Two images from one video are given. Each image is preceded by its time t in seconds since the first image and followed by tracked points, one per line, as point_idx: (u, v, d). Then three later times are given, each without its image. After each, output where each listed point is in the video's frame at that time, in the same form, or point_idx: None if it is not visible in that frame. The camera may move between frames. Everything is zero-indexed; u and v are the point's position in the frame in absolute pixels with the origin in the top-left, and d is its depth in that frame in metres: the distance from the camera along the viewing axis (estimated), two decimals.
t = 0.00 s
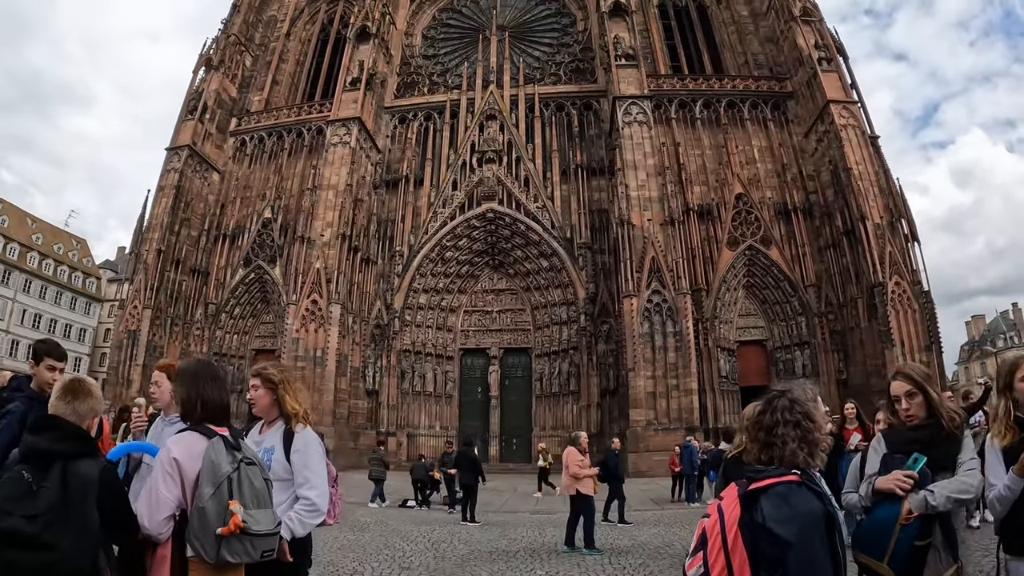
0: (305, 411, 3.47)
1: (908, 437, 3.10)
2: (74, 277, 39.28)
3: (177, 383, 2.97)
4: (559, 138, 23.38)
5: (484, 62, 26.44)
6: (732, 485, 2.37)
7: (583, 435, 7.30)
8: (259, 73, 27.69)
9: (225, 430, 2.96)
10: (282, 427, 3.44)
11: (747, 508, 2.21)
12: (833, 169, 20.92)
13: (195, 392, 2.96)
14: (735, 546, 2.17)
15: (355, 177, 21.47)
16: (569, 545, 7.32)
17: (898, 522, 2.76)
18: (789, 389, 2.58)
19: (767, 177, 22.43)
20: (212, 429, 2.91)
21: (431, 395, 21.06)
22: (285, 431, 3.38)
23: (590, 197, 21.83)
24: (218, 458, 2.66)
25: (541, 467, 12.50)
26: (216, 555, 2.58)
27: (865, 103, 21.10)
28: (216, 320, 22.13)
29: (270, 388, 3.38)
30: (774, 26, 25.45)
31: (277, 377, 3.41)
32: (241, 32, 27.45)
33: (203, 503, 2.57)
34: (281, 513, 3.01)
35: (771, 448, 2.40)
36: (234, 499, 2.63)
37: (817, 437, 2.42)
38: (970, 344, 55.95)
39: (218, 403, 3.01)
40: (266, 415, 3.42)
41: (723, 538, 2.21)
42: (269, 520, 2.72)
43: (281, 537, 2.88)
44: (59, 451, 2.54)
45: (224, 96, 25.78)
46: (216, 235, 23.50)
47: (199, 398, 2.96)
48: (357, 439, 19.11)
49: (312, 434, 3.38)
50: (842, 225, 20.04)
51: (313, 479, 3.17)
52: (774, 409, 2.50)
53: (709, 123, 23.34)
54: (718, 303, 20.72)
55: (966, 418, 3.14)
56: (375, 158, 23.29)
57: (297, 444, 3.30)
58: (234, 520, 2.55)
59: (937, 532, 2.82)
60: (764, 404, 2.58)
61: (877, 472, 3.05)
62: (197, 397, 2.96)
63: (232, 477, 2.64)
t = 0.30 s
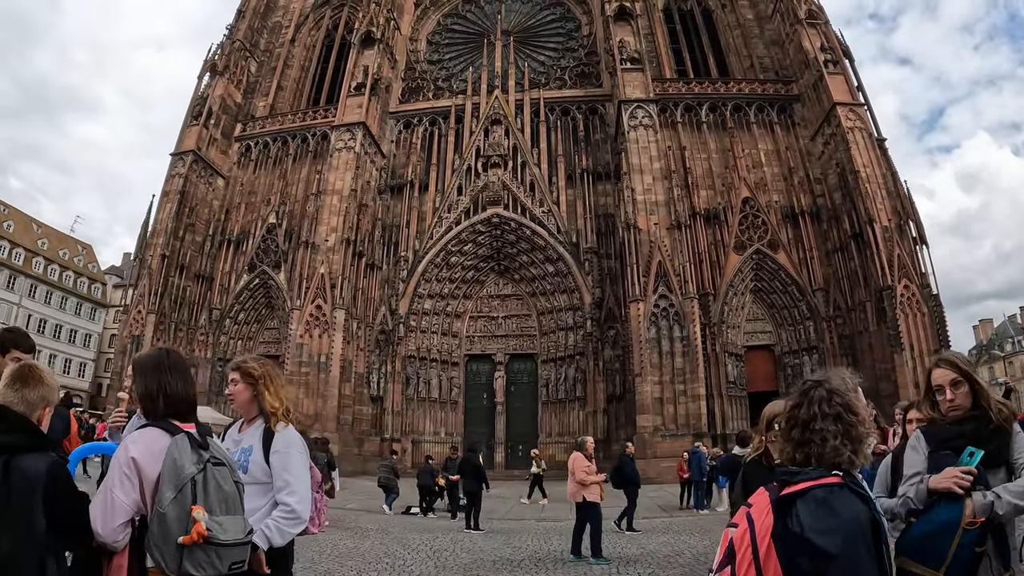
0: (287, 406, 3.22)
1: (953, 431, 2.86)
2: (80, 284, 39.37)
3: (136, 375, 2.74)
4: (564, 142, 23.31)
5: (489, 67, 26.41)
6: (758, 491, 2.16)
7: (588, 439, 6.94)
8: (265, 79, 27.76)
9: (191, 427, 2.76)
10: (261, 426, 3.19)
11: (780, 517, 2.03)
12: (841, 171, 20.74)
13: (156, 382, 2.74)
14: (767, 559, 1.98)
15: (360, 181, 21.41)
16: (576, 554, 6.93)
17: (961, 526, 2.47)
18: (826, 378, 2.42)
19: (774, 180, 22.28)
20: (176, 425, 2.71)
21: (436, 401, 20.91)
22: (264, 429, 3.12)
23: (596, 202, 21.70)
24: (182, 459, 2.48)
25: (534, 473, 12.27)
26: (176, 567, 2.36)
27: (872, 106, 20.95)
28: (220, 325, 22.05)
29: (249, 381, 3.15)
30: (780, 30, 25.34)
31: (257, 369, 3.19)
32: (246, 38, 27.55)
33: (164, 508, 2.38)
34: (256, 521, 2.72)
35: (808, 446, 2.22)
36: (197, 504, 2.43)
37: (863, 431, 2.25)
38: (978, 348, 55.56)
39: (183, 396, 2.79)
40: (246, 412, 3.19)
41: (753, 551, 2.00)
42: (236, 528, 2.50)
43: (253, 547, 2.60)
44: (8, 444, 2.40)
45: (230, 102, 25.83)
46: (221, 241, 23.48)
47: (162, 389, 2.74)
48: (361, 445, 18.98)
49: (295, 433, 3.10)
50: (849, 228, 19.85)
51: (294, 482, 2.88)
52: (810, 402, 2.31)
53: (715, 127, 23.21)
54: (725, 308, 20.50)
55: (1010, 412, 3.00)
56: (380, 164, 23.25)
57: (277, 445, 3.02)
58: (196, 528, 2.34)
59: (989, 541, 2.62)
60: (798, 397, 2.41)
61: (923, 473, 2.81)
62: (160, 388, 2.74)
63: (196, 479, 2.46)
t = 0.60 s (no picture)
0: (255, 409, 2.93)
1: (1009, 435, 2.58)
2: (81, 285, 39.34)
3: (73, 373, 2.48)
4: (566, 143, 23.18)
5: (491, 68, 26.31)
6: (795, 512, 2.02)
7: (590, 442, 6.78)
8: (266, 80, 27.71)
9: (135, 432, 2.45)
10: (222, 430, 2.89)
11: (816, 545, 1.90)
12: (844, 172, 20.57)
13: (95, 382, 2.47)
14: None
15: (361, 183, 21.28)
16: (578, 563, 6.70)
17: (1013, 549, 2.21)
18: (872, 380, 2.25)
19: (777, 181, 22.11)
20: (117, 429, 2.40)
21: (437, 404, 20.76)
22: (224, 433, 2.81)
23: (598, 203, 21.54)
24: (118, 469, 2.17)
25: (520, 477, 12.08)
26: None
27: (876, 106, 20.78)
28: (220, 327, 21.91)
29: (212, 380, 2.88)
30: (783, 29, 25.18)
31: (222, 368, 2.93)
32: (247, 39, 27.50)
33: (93, 526, 2.07)
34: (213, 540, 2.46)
35: (850, 458, 2.05)
36: (134, 521, 2.12)
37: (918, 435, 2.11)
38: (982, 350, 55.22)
39: (127, 396, 2.51)
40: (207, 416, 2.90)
41: None
42: (178, 550, 2.16)
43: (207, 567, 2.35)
44: None
45: (230, 103, 25.75)
46: (222, 242, 23.39)
47: (101, 389, 2.47)
48: (362, 448, 18.83)
49: (258, 439, 2.78)
50: (854, 229, 19.67)
51: (256, 496, 2.57)
52: (853, 406, 2.16)
53: (718, 128, 23.06)
54: (729, 310, 20.32)
55: None
56: (381, 165, 23.13)
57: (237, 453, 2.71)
58: (128, 550, 2.02)
59: None
60: (839, 401, 2.24)
61: (975, 484, 2.55)
62: (99, 389, 2.47)
63: (129, 494, 2.13)
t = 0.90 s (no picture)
0: (227, 410, 2.77)
1: None
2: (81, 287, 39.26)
3: (17, 364, 2.22)
4: (568, 143, 23.05)
5: (491, 68, 26.21)
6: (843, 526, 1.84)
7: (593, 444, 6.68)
8: (266, 81, 27.65)
9: (83, 431, 2.17)
10: (187, 431, 2.64)
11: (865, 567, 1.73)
12: (847, 172, 20.42)
13: (39, 375, 2.21)
14: None
15: (361, 183, 21.15)
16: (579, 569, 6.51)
17: None
18: (928, 371, 2.06)
19: (780, 181, 21.98)
20: (63, 428, 2.13)
21: (437, 406, 20.62)
22: (188, 433, 2.58)
23: (600, 203, 21.41)
24: (57, 474, 1.91)
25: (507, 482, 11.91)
26: None
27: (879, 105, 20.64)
28: (220, 328, 21.79)
29: (184, 377, 2.69)
30: (784, 29, 25.07)
31: (195, 365, 2.75)
32: (247, 39, 27.45)
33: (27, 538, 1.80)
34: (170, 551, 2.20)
35: (901, 463, 1.85)
36: (72, 534, 1.85)
37: (983, 436, 1.91)
38: (984, 350, 55.02)
39: (74, 390, 2.23)
40: (173, 416, 2.67)
41: None
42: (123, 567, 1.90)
43: None
44: None
45: (230, 104, 25.68)
46: (221, 243, 23.28)
47: (44, 382, 2.20)
48: (362, 450, 18.71)
49: (225, 440, 2.54)
50: (857, 229, 19.53)
51: (220, 502, 2.32)
52: (904, 404, 1.96)
53: (720, 128, 22.93)
54: (732, 311, 20.15)
55: None
56: (381, 165, 23.02)
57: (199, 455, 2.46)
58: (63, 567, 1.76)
59: None
60: (885, 400, 2.04)
61: None
62: (43, 382, 2.20)
63: (67, 504, 1.87)
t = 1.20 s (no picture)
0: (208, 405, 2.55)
1: None
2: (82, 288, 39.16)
3: None
4: (570, 143, 22.93)
5: (493, 68, 26.07)
6: (937, 525, 1.67)
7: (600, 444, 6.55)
8: (266, 81, 27.56)
9: (30, 418, 1.95)
10: (160, 422, 2.38)
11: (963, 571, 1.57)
12: (851, 171, 20.27)
13: None
14: None
15: (362, 183, 21.02)
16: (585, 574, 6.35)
17: None
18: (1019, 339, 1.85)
19: (783, 180, 21.83)
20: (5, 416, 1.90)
21: (439, 407, 20.48)
22: (162, 424, 2.32)
23: (602, 203, 21.29)
24: None
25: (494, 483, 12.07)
26: None
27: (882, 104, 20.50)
28: (220, 329, 21.67)
29: (173, 366, 2.48)
30: (787, 28, 24.94)
31: (185, 358, 2.54)
32: (247, 40, 27.38)
33: None
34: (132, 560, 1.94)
35: (1000, 445, 1.65)
36: (7, 541, 1.68)
37: None
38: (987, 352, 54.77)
39: (19, 372, 2.02)
40: (150, 405, 2.43)
41: None
42: None
43: None
44: None
45: (231, 104, 25.60)
46: (222, 243, 23.17)
47: None
48: (362, 452, 18.56)
49: (203, 434, 2.30)
50: (861, 228, 19.38)
51: (192, 505, 2.08)
52: (1000, 374, 1.76)
53: (723, 127, 22.80)
54: (735, 310, 19.99)
55: None
56: (382, 165, 22.90)
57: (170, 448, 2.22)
58: None
59: None
60: (980, 367, 1.84)
61: None
62: None
63: (4, 505, 1.70)
